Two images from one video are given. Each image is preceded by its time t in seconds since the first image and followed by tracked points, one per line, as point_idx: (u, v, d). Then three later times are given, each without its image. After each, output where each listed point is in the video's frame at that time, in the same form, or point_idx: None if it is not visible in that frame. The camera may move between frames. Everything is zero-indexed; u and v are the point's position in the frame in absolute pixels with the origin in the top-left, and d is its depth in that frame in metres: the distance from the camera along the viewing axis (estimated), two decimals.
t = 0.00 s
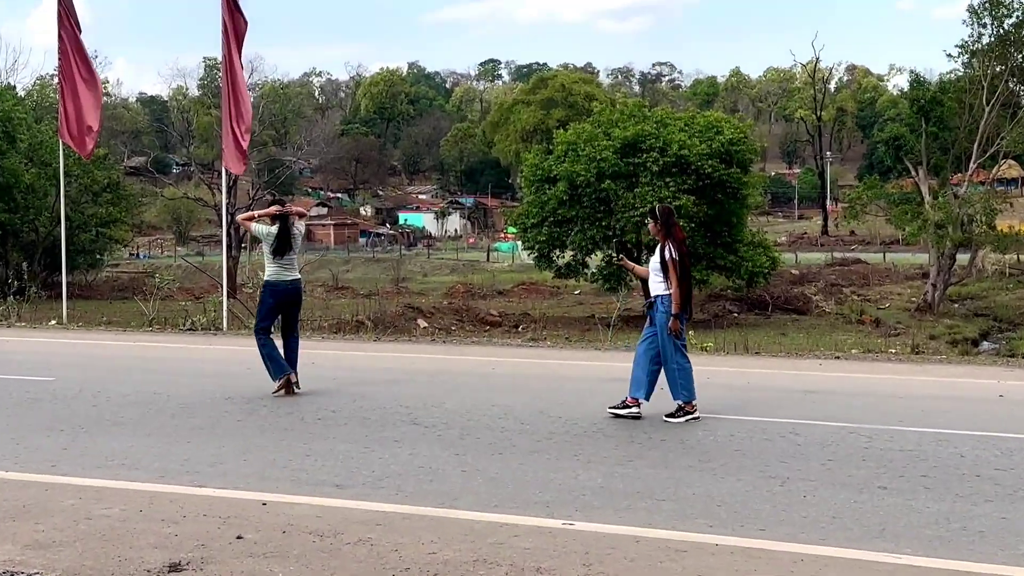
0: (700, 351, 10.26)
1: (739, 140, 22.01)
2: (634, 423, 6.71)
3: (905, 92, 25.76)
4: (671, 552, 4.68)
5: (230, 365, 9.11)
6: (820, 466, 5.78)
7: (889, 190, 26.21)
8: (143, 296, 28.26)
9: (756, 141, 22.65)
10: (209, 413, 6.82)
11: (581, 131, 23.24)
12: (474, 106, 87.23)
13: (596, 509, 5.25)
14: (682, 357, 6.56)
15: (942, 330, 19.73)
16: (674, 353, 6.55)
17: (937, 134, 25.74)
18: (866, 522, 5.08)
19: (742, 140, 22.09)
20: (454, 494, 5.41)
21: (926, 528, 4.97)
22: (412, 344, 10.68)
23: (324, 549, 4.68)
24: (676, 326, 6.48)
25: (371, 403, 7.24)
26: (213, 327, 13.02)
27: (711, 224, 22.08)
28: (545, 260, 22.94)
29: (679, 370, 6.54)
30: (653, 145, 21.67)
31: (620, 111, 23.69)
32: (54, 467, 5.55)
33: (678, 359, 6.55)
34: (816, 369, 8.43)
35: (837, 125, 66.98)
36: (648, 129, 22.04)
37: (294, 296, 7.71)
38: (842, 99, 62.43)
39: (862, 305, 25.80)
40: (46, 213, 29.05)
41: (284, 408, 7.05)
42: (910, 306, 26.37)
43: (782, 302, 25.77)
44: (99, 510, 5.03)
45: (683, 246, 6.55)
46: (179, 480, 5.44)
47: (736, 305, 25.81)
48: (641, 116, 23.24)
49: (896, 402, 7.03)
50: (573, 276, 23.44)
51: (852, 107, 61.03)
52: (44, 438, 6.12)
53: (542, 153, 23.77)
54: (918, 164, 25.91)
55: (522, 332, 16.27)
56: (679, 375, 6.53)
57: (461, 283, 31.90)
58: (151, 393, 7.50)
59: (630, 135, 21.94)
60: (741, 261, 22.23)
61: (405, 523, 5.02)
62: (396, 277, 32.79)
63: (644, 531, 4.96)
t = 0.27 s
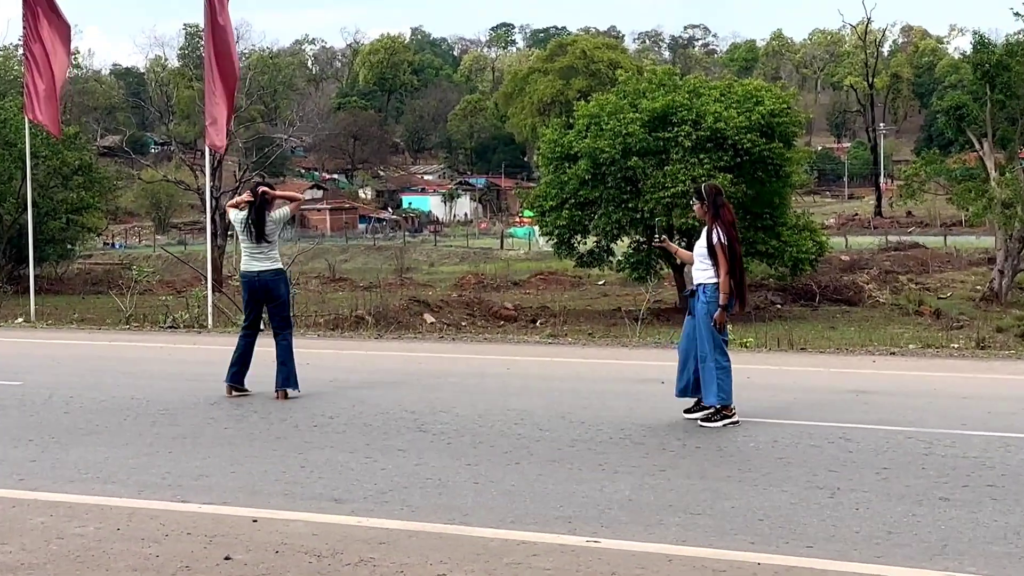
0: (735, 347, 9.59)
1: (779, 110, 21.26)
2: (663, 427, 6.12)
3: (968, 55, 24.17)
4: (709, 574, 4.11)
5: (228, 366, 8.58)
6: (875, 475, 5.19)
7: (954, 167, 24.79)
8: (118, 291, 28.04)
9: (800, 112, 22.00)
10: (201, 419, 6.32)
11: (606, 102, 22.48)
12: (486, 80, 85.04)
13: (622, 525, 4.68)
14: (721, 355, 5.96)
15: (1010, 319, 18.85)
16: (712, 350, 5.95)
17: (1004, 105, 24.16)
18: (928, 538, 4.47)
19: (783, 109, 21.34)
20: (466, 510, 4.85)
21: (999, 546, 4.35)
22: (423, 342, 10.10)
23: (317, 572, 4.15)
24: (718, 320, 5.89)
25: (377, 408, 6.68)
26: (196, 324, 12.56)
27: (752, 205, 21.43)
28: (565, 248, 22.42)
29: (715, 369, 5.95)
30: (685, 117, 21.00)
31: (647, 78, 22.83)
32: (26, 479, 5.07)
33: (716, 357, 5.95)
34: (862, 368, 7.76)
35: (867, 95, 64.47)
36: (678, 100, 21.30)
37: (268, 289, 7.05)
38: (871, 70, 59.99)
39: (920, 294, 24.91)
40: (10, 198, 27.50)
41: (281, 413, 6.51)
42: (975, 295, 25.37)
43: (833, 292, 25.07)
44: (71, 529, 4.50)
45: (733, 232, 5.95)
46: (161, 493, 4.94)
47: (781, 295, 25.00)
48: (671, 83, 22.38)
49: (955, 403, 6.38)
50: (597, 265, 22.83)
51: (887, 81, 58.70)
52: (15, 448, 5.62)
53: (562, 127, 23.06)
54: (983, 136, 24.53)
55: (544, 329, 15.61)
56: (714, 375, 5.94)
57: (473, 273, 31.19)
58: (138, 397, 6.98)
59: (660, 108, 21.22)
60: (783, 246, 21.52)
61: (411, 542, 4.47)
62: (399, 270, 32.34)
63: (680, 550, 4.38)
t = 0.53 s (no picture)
0: (757, 345, 9.36)
1: (802, 98, 20.94)
2: (682, 429, 5.93)
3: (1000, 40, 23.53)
4: None
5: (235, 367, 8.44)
6: (904, 477, 4.99)
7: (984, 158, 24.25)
8: (117, 291, 28.14)
9: (823, 100, 21.69)
10: (206, 423, 6.17)
11: (622, 91, 22.22)
12: (496, 69, 84.19)
13: (641, 531, 4.48)
14: (740, 352, 5.76)
15: None
16: (730, 347, 5.75)
17: None
18: (963, 544, 4.26)
19: (806, 97, 21.02)
20: (479, 516, 4.66)
21: None
22: (436, 342, 9.92)
23: None
24: (737, 315, 5.69)
25: (387, 410, 6.51)
26: (199, 325, 12.42)
27: (773, 197, 21.21)
28: (579, 244, 22.19)
29: (732, 366, 5.75)
30: (703, 106, 20.71)
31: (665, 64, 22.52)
32: (26, 485, 4.93)
33: (734, 353, 5.75)
34: (889, 367, 7.53)
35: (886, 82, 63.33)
36: (696, 89, 21.02)
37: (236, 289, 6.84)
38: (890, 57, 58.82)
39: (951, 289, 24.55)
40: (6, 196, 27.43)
41: (287, 416, 6.34)
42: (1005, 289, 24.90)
43: (861, 288, 24.84)
44: (71, 538, 4.33)
45: (758, 224, 5.76)
46: (163, 499, 4.79)
47: (809, 292, 24.74)
48: (688, 71, 22.07)
49: (987, 403, 6.14)
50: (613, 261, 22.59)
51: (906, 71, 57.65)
52: (14, 453, 5.48)
53: (574, 117, 22.82)
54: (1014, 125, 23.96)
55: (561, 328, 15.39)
56: (729, 373, 5.74)
57: (483, 270, 30.97)
58: (141, 401, 6.83)
59: (677, 97, 20.96)
60: (807, 241, 21.27)
61: (422, 550, 4.28)
62: (408, 268, 32.10)
63: (703, 557, 4.18)
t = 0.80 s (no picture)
0: (771, 347, 9.30)
1: (814, 98, 20.81)
2: (694, 431, 5.90)
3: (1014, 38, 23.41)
4: None
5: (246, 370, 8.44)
6: (919, 480, 4.94)
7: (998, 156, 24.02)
8: (127, 295, 28.32)
9: (835, 99, 21.57)
10: (217, 427, 6.15)
11: (633, 91, 22.23)
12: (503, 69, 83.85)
13: (654, 535, 4.45)
14: (750, 353, 5.70)
15: None
16: (740, 349, 5.71)
17: None
18: (980, 548, 4.21)
19: (818, 96, 20.90)
20: (490, 522, 4.62)
21: None
22: (446, 346, 9.90)
23: None
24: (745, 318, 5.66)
25: (398, 414, 6.49)
26: (209, 328, 12.44)
27: (784, 198, 21.12)
28: (590, 247, 22.12)
29: (741, 368, 5.72)
30: (715, 106, 20.67)
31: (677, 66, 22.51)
32: (37, 490, 4.92)
33: (743, 355, 5.71)
34: (903, 368, 7.48)
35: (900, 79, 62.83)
36: (707, 89, 20.99)
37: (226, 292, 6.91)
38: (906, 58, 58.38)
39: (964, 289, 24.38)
40: (14, 201, 27.48)
41: (297, 421, 6.30)
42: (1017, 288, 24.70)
43: (875, 288, 24.75)
44: (81, 544, 4.31)
45: (769, 225, 5.73)
46: (174, 504, 4.79)
47: (822, 294, 24.65)
48: (699, 72, 22.04)
49: (1004, 404, 6.09)
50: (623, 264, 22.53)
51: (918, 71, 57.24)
52: (25, 459, 5.45)
53: (586, 118, 22.85)
54: None
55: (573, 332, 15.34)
56: (740, 375, 5.70)
57: (492, 272, 30.96)
58: (150, 406, 6.83)
59: (689, 97, 20.94)
60: (819, 241, 21.25)
61: (434, 555, 4.25)
62: (418, 270, 32.19)
63: (717, 560, 4.14)
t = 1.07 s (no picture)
0: (771, 347, 9.53)
1: (809, 110, 21.12)
2: (697, 430, 6.09)
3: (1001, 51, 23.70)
4: None
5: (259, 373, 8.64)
6: (912, 476, 5.12)
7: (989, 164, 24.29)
8: (147, 302, 28.68)
9: (831, 111, 21.90)
10: (235, 427, 6.35)
11: (634, 103, 22.56)
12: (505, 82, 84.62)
13: (658, 530, 4.63)
14: (746, 354, 5.89)
15: None
16: (736, 350, 5.90)
17: None
18: (972, 541, 4.38)
19: (813, 109, 21.20)
20: (500, 518, 4.81)
21: None
22: (454, 349, 10.11)
23: None
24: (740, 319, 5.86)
25: (410, 415, 6.68)
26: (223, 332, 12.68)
27: (782, 205, 21.19)
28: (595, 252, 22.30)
29: (738, 367, 5.91)
30: (714, 118, 20.98)
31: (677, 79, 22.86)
32: (65, 488, 5.12)
33: (740, 355, 5.89)
34: (901, 368, 7.68)
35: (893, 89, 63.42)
36: (707, 100, 21.28)
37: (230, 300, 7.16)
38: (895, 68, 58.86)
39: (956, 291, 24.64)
40: (43, 211, 27.93)
41: (312, 422, 6.49)
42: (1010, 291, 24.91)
43: (868, 291, 24.91)
44: (109, 540, 4.50)
45: (764, 231, 5.90)
46: (196, 501, 4.99)
47: (817, 296, 24.92)
48: (699, 84, 22.36)
49: (998, 403, 6.28)
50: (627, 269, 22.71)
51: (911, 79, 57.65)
52: (52, 458, 5.66)
53: (590, 128, 23.16)
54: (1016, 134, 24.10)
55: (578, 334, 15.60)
56: (738, 375, 5.89)
57: (499, 278, 31.19)
58: (168, 408, 7.02)
59: (690, 108, 21.23)
60: (817, 246, 21.36)
61: (446, 550, 4.45)
62: (429, 276, 32.52)
63: (717, 554, 4.33)
